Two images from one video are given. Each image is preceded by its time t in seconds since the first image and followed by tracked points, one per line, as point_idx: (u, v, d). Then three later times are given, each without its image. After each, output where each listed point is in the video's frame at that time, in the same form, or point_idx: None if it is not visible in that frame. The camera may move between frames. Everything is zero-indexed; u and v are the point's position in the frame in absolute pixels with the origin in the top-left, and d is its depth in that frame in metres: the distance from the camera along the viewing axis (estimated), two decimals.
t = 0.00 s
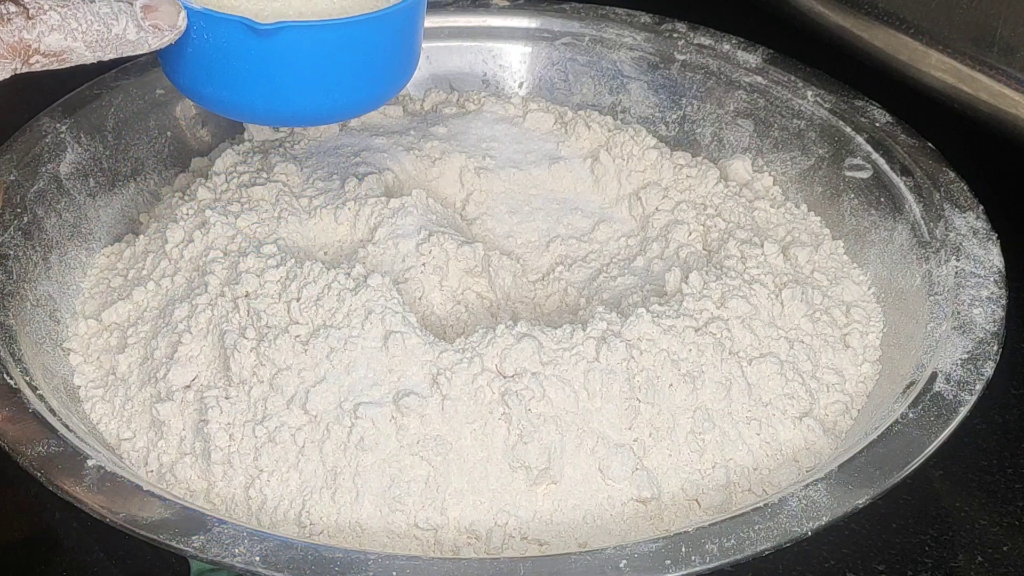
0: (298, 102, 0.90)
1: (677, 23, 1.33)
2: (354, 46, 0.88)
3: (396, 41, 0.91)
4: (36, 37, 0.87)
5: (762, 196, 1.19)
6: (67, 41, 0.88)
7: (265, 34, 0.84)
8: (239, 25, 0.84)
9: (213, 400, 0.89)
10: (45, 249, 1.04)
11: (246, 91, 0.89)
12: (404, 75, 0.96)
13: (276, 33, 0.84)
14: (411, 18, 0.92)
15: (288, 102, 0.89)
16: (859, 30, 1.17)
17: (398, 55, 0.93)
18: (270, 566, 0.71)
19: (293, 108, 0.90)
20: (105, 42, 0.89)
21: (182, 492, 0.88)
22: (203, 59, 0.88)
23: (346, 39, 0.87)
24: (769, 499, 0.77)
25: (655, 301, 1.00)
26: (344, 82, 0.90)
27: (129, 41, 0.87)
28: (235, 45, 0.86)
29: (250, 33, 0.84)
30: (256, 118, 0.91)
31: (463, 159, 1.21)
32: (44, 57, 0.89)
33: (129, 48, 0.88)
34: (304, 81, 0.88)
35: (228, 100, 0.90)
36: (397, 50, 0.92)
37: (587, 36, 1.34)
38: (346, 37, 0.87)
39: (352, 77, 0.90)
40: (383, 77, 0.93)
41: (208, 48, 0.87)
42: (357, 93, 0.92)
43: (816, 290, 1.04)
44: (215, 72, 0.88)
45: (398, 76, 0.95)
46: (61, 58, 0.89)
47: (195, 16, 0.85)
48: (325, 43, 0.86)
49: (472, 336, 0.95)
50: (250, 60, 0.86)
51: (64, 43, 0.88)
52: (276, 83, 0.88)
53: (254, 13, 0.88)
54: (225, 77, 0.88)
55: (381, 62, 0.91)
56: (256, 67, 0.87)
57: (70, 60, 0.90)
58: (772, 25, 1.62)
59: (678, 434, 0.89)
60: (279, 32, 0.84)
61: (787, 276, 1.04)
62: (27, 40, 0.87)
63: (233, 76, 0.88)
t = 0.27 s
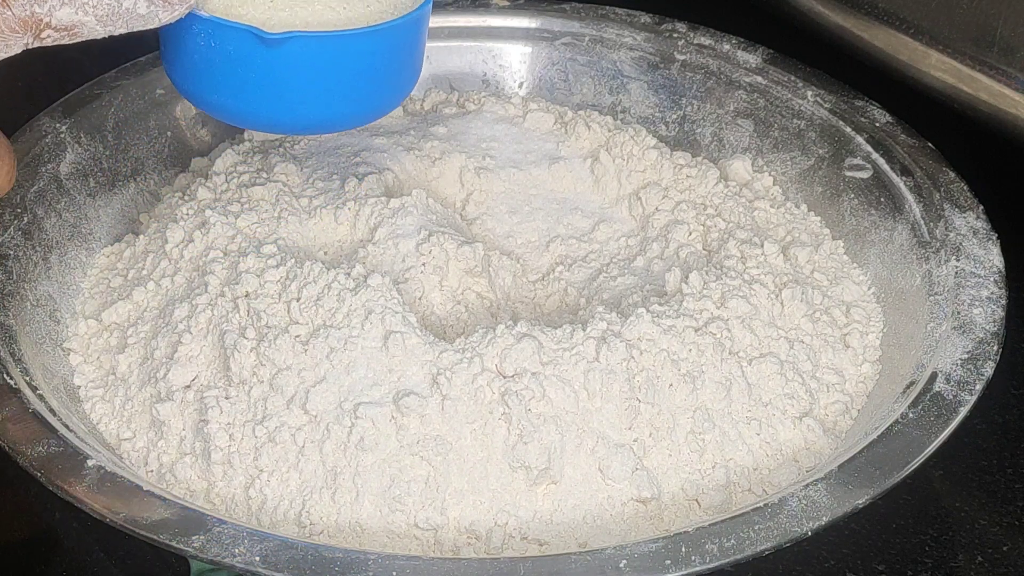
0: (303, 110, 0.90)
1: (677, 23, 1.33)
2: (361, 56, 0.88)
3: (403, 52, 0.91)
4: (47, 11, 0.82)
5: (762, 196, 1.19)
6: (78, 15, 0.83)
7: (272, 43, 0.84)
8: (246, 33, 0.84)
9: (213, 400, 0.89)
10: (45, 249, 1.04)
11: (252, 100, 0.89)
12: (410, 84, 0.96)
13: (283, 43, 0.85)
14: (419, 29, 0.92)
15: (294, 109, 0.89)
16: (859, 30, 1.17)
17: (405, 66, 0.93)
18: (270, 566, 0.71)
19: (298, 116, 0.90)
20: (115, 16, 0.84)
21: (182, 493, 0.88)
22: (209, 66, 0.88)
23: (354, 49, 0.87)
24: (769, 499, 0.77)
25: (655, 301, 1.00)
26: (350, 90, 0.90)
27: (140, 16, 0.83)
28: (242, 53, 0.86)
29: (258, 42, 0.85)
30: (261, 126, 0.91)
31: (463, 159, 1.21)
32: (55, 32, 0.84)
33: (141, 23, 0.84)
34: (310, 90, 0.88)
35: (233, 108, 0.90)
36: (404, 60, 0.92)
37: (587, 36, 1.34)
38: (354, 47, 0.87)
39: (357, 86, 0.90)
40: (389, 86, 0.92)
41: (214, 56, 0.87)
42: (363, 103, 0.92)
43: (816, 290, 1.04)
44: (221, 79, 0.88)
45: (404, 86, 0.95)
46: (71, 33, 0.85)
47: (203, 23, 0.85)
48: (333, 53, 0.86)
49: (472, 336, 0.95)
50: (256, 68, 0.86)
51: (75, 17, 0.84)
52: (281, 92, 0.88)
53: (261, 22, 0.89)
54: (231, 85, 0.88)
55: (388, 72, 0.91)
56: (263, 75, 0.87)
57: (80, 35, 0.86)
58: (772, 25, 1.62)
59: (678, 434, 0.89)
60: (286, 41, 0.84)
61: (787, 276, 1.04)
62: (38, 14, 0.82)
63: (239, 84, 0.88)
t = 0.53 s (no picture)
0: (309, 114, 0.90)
1: (677, 23, 1.33)
2: (367, 59, 0.88)
3: (408, 56, 0.91)
4: (58, 19, 0.84)
5: (762, 196, 1.19)
6: (89, 23, 0.84)
7: (278, 48, 0.84)
8: (252, 38, 0.84)
9: (213, 400, 0.89)
10: (45, 249, 1.04)
11: (258, 103, 0.89)
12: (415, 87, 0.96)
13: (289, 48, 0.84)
14: (425, 33, 0.92)
15: (300, 113, 0.90)
16: (859, 30, 1.17)
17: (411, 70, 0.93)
18: (270, 566, 0.71)
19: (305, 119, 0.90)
20: (124, 26, 0.84)
21: (182, 493, 0.88)
22: (216, 70, 0.88)
23: (359, 54, 0.87)
24: (769, 499, 0.77)
25: (655, 301, 1.00)
26: (355, 94, 0.90)
27: (150, 28, 0.84)
28: (249, 57, 0.86)
29: (264, 47, 0.85)
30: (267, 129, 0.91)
31: (463, 159, 1.21)
32: (66, 40, 0.86)
33: (149, 35, 0.85)
34: (315, 95, 0.88)
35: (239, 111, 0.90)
36: (409, 64, 0.92)
37: (587, 36, 1.34)
38: (359, 53, 0.87)
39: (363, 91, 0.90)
40: (395, 88, 0.92)
41: (221, 60, 0.87)
42: (368, 106, 0.92)
43: (816, 290, 1.04)
44: (228, 82, 0.88)
45: (409, 89, 0.95)
46: (83, 41, 0.86)
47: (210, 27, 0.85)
48: (338, 58, 0.86)
49: (472, 336, 0.95)
50: (262, 72, 0.86)
51: (86, 26, 0.85)
52: (287, 96, 0.88)
53: (268, 27, 0.88)
54: (237, 88, 0.88)
55: (393, 77, 0.91)
56: (269, 79, 0.87)
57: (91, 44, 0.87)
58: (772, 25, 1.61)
59: (678, 434, 0.89)
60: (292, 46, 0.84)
61: (787, 276, 1.04)
62: (49, 22, 0.84)
63: (245, 87, 0.88)
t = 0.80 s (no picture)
0: (307, 126, 0.90)
1: (677, 23, 1.33)
2: (364, 73, 0.87)
3: (408, 69, 0.91)
4: (57, 10, 0.83)
5: (762, 196, 1.19)
6: (87, 14, 0.83)
7: (276, 60, 0.84)
8: (250, 50, 0.84)
9: (213, 400, 0.89)
10: (45, 249, 1.04)
11: (256, 115, 0.89)
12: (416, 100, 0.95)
13: (287, 60, 0.84)
14: (425, 45, 0.91)
15: (298, 125, 0.89)
16: (859, 30, 1.17)
17: (410, 82, 0.92)
18: (270, 566, 0.71)
19: (301, 130, 0.90)
20: (124, 15, 0.84)
21: (182, 493, 0.88)
22: (215, 82, 0.88)
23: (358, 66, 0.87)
24: (769, 499, 0.77)
25: (655, 301, 1.00)
26: (354, 107, 0.90)
27: (148, 17, 0.83)
28: (247, 68, 0.86)
29: (262, 58, 0.85)
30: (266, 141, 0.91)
31: (463, 159, 1.21)
32: (63, 31, 0.84)
33: (147, 23, 0.84)
34: (313, 106, 0.88)
35: (238, 122, 0.90)
36: (409, 77, 0.92)
37: (587, 36, 1.34)
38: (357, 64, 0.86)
39: (362, 103, 0.90)
40: (393, 102, 0.92)
41: (219, 71, 0.87)
42: (368, 118, 0.91)
43: (816, 289, 1.04)
44: (225, 94, 0.88)
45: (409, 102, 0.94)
46: (80, 32, 0.85)
47: (208, 39, 0.85)
48: (336, 70, 0.86)
49: (472, 336, 0.95)
50: (260, 83, 0.86)
51: (85, 16, 0.84)
52: (285, 108, 0.88)
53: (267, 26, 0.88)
54: (235, 100, 0.88)
55: (392, 89, 0.91)
56: (267, 91, 0.87)
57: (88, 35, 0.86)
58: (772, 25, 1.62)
59: (678, 434, 0.89)
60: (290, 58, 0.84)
61: (787, 276, 1.04)
62: (48, 13, 0.83)
63: (243, 98, 0.88)
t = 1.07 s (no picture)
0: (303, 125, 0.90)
1: (677, 23, 1.33)
2: (360, 70, 0.87)
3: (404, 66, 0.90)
4: (54, 6, 0.83)
5: (762, 196, 1.19)
6: (83, 11, 0.84)
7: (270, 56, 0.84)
8: (245, 46, 0.84)
9: (213, 400, 0.89)
10: (45, 249, 1.04)
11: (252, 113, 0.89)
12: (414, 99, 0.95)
13: (282, 56, 0.84)
14: (422, 43, 0.91)
15: (293, 123, 0.89)
16: (859, 30, 1.17)
17: (407, 80, 0.92)
18: (270, 566, 0.71)
19: (298, 129, 0.90)
20: (122, 14, 0.84)
21: (182, 493, 0.88)
22: (211, 80, 0.88)
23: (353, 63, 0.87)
24: (769, 499, 0.77)
25: (655, 301, 1.00)
26: (350, 105, 0.90)
27: (145, 14, 0.83)
28: (243, 65, 0.86)
29: (257, 55, 0.85)
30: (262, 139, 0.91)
31: (463, 159, 1.21)
32: (61, 27, 0.86)
33: (145, 21, 0.84)
34: (309, 104, 0.88)
35: (234, 121, 0.90)
36: (406, 75, 0.91)
37: (587, 36, 1.34)
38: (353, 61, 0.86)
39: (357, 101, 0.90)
40: (393, 100, 0.92)
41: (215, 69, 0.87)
42: (364, 117, 0.91)
43: (816, 289, 1.04)
44: (221, 92, 0.88)
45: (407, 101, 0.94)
46: (79, 29, 0.86)
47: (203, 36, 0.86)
48: (332, 67, 0.86)
49: (472, 336, 0.95)
50: (256, 81, 0.86)
51: (81, 13, 0.84)
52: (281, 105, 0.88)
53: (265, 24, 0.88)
54: (231, 98, 0.88)
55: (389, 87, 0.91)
56: (262, 88, 0.87)
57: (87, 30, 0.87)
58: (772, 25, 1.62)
59: (678, 434, 0.89)
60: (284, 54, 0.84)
61: (787, 276, 1.04)
62: (44, 10, 0.83)
63: (239, 96, 0.88)
